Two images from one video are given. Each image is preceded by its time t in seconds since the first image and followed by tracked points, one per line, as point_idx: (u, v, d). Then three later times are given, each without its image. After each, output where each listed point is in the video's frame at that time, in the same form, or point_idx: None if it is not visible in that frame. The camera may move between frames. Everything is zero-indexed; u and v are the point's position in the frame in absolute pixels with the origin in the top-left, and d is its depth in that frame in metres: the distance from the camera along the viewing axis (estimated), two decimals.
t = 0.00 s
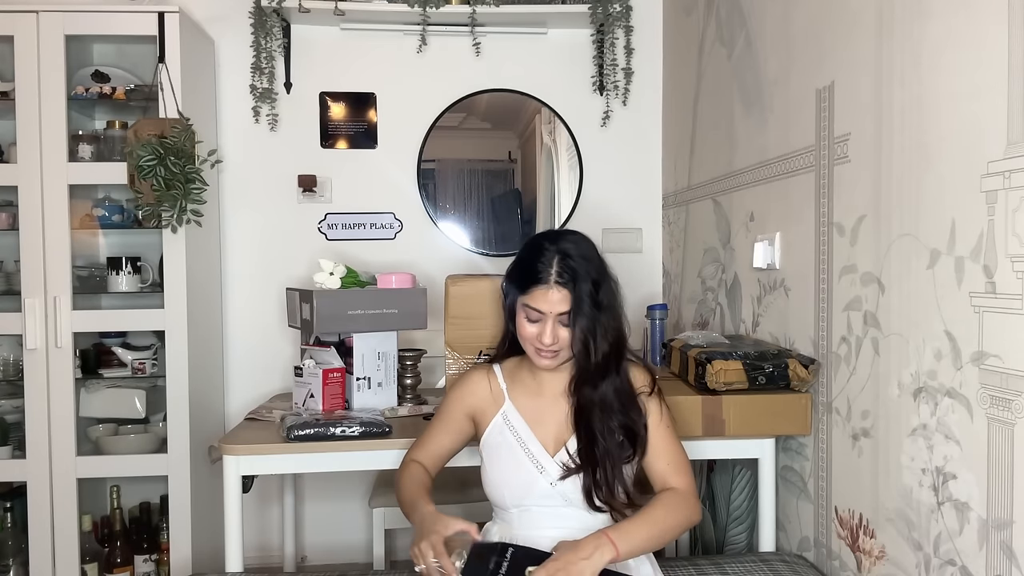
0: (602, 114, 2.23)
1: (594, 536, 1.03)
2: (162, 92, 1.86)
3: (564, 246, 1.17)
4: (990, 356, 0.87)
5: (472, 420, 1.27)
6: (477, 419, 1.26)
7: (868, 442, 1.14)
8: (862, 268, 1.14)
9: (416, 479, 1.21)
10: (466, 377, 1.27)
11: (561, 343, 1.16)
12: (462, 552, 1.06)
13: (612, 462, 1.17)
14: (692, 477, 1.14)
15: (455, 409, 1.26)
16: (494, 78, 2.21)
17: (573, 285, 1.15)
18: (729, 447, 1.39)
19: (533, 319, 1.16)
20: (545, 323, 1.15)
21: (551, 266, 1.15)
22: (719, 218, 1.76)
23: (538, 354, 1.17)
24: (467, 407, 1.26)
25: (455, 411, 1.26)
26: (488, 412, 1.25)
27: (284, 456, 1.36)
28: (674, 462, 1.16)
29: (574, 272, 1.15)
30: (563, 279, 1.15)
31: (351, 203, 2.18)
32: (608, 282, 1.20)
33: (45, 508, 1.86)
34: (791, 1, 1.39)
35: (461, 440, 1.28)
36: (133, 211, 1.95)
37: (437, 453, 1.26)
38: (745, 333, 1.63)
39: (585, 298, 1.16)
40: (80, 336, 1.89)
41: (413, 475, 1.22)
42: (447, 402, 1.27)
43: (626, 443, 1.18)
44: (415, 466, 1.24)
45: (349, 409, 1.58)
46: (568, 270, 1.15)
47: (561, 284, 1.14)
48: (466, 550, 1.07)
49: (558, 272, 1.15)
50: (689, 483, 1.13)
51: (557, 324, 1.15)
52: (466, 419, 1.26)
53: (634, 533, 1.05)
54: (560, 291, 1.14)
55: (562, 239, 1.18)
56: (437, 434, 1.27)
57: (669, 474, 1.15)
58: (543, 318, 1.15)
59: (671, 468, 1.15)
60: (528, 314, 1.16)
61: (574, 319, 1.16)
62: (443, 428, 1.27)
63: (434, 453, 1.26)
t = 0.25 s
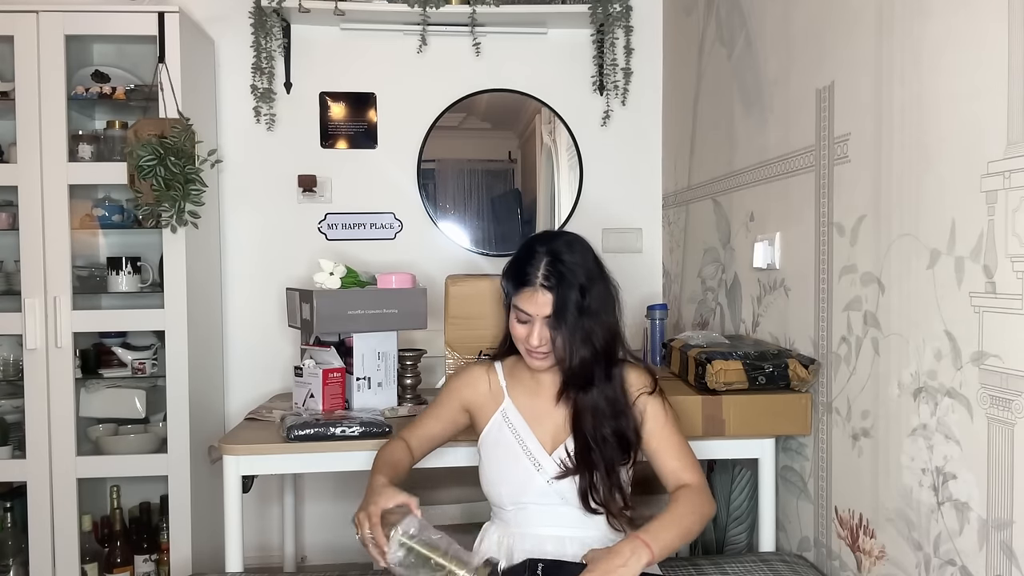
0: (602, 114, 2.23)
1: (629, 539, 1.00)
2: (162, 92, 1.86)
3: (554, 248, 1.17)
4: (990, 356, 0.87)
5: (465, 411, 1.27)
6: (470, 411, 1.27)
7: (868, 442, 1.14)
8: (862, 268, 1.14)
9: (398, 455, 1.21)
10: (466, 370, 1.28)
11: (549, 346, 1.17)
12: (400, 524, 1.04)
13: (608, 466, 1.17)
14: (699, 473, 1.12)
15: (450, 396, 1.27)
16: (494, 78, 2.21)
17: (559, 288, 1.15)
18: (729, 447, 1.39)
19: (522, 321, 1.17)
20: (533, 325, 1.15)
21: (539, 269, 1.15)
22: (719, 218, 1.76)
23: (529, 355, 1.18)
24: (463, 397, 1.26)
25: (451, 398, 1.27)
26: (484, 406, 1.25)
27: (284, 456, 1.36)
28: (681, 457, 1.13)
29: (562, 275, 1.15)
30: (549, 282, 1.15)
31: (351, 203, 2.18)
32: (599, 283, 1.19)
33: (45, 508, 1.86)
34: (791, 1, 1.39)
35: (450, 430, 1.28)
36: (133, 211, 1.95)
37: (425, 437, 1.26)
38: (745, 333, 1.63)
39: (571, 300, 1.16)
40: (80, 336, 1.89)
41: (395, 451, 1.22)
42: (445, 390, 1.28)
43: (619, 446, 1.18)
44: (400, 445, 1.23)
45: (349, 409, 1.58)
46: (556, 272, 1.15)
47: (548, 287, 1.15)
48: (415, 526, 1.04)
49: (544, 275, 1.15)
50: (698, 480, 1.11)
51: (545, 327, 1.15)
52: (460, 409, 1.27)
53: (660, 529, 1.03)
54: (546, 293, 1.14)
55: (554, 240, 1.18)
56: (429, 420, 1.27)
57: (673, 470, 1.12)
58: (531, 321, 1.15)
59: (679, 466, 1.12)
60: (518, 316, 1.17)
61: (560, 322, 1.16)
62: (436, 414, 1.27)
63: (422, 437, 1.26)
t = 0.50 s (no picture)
0: (602, 114, 2.23)
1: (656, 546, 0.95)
2: (162, 92, 1.86)
3: (553, 247, 1.17)
4: (991, 356, 0.87)
5: (464, 407, 1.28)
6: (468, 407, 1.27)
7: (868, 442, 1.14)
8: (862, 268, 1.14)
9: (393, 448, 1.22)
10: (467, 366, 1.28)
11: (548, 345, 1.16)
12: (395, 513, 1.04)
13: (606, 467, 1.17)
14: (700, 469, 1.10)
15: (450, 391, 1.27)
16: (494, 78, 2.21)
17: (559, 287, 1.15)
18: (729, 447, 1.40)
19: (522, 321, 1.16)
20: (533, 324, 1.15)
21: (538, 268, 1.15)
22: (719, 217, 1.76)
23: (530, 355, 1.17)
24: (462, 393, 1.27)
25: (450, 393, 1.27)
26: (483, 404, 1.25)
27: (284, 456, 1.36)
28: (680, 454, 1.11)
29: (561, 273, 1.15)
30: (548, 281, 1.14)
31: (351, 203, 2.18)
32: (598, 282, 1.19)
33: (45, 507, 1.86)
34: (791, 1, 1.39)
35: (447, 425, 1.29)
36: (133, 211, 1.95)
37: (421, 431, 1.27)
38: (745, 333, 1.63)
39: (571, 299, 1.15)
40: (80, 336, 1.89)
41: (391, 444, 1.23)
42: (445, 385, 1.28)
43: (615, 449, 1.18)
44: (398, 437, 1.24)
45: (349, 409, 1.58)
46: (555, 271, 1.15)
47: (547, 286, 1.14)
48: (410, 509, 1.04)
49: (544, 274, 1.15)
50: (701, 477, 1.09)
51: (544, 326, 1.15)
52: (458, 405, 1.28)
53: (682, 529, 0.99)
54: (546, 292, 1.14)
55: (553, 239, 1.18)
56: (427, 414, 1.28)
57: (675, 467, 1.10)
58: (531, 320, 1.15)
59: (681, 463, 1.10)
60: (518, 315, 1.17)
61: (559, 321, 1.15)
62: (434, 409, 1.28)
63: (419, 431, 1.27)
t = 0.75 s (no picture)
0: (602, 114, 2.23)
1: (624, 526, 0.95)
2: (162, 92, 1.86)
3: (561, 241, 1.17)
4: (990, 356, 0.87)
5: (467, 408, 1.28)
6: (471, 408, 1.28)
7: (868, 442, 1.14)
8: (862, 268, 1.14)
9: (395, 448, 1.23)
10: (471, 366, 1.29)
11: (556, 339, 1.16)
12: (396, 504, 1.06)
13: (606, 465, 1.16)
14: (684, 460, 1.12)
15: (453, 392, 1.28)
16: (494, 78, 2.21)
17: (568, 279, 1.15)
18: (728, 447, 1.39)
19: (529, 314, 1.17)
20: (541, 316, 1.15)
21: (547, 260, 1.16)
22: (719, 217, 1.76)
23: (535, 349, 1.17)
24: (465, 394, 1.27)
25: (453, 393, 1.27)
26: (485, 404, 1.26)
27: (284, 456, 1.36)
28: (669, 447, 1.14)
29: (570, 265, 1.16)
30: (558, 273, 1.15)
31: (351, 204, 2.18)
32: (605, 276, 1.19)
33: (45, 507, 1.86)
34: (791, 1, 1.39)
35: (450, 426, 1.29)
36: (133, 211, 1.95)
37: (424, 431, 1.28)
38: (745, 333, 1.63)
39: (580, 291, 1.16)
40: (80, 336, 1.89)
41: (394, 444, 1.24)
42: (448, 386, 1.28)
43: (616, 447, 1.17)
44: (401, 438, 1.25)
45: (349, 409, 1.57)
46: (564, 263, 1.16)
47: (556, 278, 1.15)
48: (411, 498, 1.06)
49: (553, 266, 1.15)
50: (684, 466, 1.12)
51: (552, 319, 1.15)
52: (461, 405, 1.28)
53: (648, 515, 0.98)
54: (555, 284, 1.15)
55: (560, 233, 1.19)
56: (430, 415, 1.28)
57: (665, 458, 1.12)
58: (539, 312, 1.16)
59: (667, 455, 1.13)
60: (525, 308, 1.17)
61: (568, 313, 1.16)
62: (437, 409, 1.28)
63: (422, 432, 1.28)
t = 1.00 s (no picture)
0: (602, 114, 2.23)
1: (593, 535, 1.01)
2: (162, 92, 1.86)
3: (567, 238, 1.17)
4: (990, 356, 0.87)
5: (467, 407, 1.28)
6: (472, 407, 1.28)
7: (868, 442, 1.14)
8: (862, 268, 1.14)
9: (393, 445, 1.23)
10: (472, 365, 1.29)
11: (561, 336, 1.16)
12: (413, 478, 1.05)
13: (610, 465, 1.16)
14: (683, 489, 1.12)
15: (453, 390, 1.28)
16: (494, 78, 2.21)
17: (575, 275, 1.15)
18: (729, 447, 1.39)
19: (535, 310, 1.16)
20: (547, 313, 1.15)
21: (554, 256, 1.15)
22: (719, 217, 1.77)
23: (540, 346, 1.17)
24: (466, 393, 1.27)
25: (453, 392, 1.27)
26: (486, 403, 1.26)
27: (284, 456, 1.36)
28: (670, 471, 1.13)
29: (577, 261, 1.15)
30: (564, 268, 1.15)
31: (351, 204, 2.18)
32: (612, 273, 1.19)
33: (45, 508, 1.86)
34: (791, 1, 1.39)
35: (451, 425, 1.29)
36: (133, 211, 1.95)
37: (424, 430, 1.28)
38: (745, 333, 1.63)
39: (586, 287, 1.16)
40: (80, 336, 1.89)
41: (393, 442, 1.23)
42: (449, 384, 1.28)
43: (621, 445, 1.16)
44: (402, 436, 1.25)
45: (349, 409, 1.57)
46: (571, 259, 1.15)
47: (563, 273, 1.14)
48: (433, 484, 1.04)
49: (559, 261, 1.15)
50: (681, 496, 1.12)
51: (557, 315, 1.15)
52: (462, 404, 1.28)
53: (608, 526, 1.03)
54: (561, 279, 1.14)
55: (566, 230, 1.19)
56: (431, 414, 1.28)
57: (665, 487, 1.12)
58: (544, 308, 1.15)
59: (665, 478, 1.12)
60: (529, 304, 1.17)
61: (575, 309, 1.15)
62: (437, 408, 1.28)
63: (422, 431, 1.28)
